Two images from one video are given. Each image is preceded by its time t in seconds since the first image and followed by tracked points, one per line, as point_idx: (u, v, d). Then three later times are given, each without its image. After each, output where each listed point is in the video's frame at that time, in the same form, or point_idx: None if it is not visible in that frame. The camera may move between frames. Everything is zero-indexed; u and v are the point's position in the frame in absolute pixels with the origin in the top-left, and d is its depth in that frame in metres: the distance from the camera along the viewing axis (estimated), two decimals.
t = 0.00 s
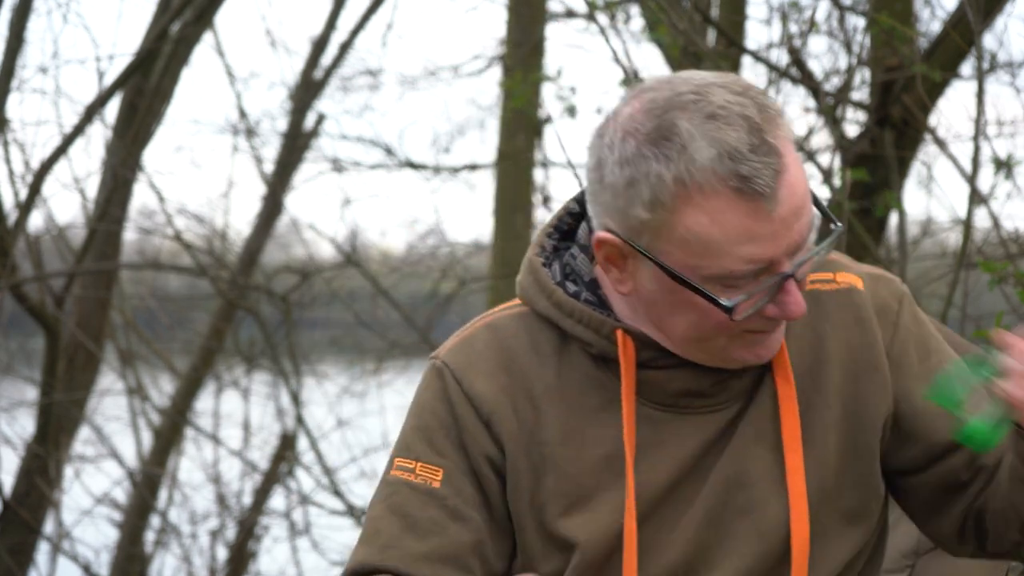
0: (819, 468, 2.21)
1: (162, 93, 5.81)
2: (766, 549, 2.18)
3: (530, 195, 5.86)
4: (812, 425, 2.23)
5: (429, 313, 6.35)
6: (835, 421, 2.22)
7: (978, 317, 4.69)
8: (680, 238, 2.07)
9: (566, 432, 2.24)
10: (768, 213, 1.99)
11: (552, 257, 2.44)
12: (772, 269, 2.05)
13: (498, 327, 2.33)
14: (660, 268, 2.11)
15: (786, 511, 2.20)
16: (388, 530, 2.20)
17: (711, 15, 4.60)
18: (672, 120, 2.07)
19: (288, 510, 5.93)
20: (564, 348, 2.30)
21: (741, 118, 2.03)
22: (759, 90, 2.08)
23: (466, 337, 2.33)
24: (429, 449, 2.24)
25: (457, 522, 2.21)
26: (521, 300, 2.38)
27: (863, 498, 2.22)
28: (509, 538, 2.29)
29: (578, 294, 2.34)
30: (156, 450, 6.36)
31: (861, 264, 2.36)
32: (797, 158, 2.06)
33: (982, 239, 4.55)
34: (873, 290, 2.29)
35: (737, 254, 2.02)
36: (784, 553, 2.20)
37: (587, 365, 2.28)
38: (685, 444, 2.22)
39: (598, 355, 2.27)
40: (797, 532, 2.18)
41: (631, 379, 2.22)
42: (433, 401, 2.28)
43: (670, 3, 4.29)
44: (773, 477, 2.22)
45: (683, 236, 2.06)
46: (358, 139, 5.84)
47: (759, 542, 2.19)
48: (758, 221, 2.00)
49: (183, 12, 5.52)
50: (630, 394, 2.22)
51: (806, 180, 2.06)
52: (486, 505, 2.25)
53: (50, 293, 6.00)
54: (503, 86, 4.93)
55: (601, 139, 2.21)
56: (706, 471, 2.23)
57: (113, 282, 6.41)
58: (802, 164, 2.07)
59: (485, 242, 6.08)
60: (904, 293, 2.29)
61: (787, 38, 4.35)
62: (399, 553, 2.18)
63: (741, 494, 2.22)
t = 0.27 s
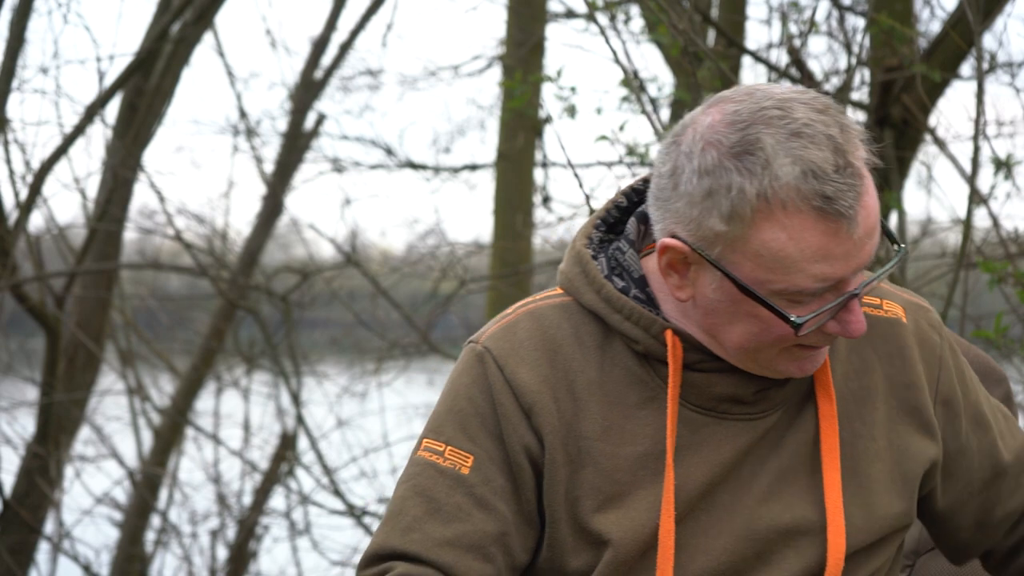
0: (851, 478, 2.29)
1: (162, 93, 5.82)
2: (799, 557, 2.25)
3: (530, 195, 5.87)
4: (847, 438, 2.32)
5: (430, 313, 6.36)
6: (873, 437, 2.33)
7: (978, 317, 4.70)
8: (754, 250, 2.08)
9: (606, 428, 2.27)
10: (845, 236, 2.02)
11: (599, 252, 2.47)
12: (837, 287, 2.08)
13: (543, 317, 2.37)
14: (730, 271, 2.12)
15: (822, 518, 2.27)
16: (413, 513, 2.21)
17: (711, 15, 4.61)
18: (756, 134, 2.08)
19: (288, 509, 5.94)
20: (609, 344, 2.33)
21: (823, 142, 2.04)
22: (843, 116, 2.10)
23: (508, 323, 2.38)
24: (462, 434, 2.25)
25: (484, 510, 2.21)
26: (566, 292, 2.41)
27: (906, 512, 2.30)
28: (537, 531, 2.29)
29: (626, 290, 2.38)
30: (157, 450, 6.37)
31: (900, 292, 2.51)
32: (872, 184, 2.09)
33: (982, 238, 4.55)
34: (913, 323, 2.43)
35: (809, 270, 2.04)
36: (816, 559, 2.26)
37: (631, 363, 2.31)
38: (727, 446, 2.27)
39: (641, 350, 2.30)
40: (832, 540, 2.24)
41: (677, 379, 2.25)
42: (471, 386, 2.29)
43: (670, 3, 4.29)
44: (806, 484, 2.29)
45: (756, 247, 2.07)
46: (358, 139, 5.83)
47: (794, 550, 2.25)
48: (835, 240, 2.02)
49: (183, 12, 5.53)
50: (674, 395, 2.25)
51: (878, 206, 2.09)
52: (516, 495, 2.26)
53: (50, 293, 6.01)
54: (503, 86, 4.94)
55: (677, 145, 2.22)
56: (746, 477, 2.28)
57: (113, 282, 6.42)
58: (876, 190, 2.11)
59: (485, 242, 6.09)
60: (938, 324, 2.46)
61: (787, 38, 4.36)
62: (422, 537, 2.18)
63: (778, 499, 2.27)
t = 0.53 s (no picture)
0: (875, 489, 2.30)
1: (162, 93, 5.82)
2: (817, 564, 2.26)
3: (530, 195, 5.87)
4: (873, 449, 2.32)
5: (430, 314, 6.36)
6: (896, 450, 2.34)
7: (978, 317, 4.71)
8: (788, 253, 2.07)
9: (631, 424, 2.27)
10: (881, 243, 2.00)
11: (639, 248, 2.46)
12: (870, 297, 2.06)
13: (577, 310, 2.37)
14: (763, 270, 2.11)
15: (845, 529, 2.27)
16: (442, 497, 2.22)
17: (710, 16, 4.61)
18: (799, 135, 2.08)
19: (288, 509, 5.94)
20: (641, 343, 2.33)
21: (867, 152, 2.03)
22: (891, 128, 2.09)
23: (544, 312, 2.38)
24: (493, 421, 2.26)
25: (512, 498, 2.22)
26: (603, 285, 2.41)
27: (929, 535, 2.33)
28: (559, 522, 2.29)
29: (662, 289, 2.37)
30: (157, 450, 6.37)
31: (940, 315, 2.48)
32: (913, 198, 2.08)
33: (982, 238, 4.56)
34: (947, 346, 2.40)
35: (841, 276, 2.04)
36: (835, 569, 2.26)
37: (660, 363, 2.31)
38: (749, 452, 2.26)
39: (672, 351, 2.30)
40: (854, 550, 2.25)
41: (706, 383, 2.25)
42: (504, 373, 2.30)
43: (669, 3, 4.30)
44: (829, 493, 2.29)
45: (791, 248, 2.07)
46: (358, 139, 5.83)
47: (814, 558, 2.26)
48: (869, 248, 2.01)
49: (183, 12, 5.53)
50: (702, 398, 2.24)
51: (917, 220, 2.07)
52: (542, 486, 2.26)
53: (50, 293, 6.01)
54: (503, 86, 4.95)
55: (721, 143, 2.22)
56: (769, 485, 2.28)
57: (113, 282, 6.43)
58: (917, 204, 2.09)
59: (486, 242, 6.09)
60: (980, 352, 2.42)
61: (787, 38, 4.36)
62: (449, 521, 2.20)
63: (801, 510, 2.27)
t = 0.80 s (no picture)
0: (891, 503, 2.07)
1: (162, 93, 5.83)
2: None
3: (530, 195, 5.87)
4: (891, 460, 2.09)
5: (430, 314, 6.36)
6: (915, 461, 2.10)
7: (978, 317, 4.71)
8: (745, 226, 1.82)
9: (642, 428, 2.04)
10: (837, 229, 1.73)
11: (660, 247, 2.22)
12: (829, 292, 1.78)
13: (593, 307, 2.12)
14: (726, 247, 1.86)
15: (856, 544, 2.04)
16: (455, 496, 1.99)
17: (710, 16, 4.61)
18: (787, 105, 1.84)
19: (288, 509, 5.94)
20: (654, 343, 2.10)
21: (846, 136, 1.79)
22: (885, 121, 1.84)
23: (560, 310, 2.13)
24: (506, 418, 2.02)
25: (524, 499, 1.99)
26: (618, 283, 2.17)
27: (945, 553, 2.09)
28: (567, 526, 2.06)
29: (679, 292, 2.12)
30: (157, 451, 6.37)
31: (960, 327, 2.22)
32: (897, 198, 1.79)
33: (981, 238, 4.56)
34: (972, 360, 2.15)
35: (792, 259, 1.77)
36: None
37: (673, 366, 2.08)
38: (761, 463, 2.04)
39: (680, 353, 2.08)
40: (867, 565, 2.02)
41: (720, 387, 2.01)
42: (518, 372, 2.06)
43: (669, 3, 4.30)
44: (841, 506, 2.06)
45: (747, 223, 1.81)
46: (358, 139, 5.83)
47: None
48: (826, 233, 1.74)
49: (183, 12, 5.53)
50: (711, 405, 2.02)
51: (898, 222, 1.78)
52: (557, 488, 2.03)
53: (50, 293, 6.01)
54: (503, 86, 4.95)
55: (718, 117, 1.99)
56: (783, 498, 2.04)
57: (113, 282, 6.43)
58: (901, 207, 1.80)
59: (486, 242, 6.09)
60: (1004, 368, 2.17)
61: (787, 38, 4.36)
62: (460, 521, 1.97)
63: (813, 525, 2.04)
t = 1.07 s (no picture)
0: (872, 493, 2.11)
1: (162, 93, 5.83)
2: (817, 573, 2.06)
3: (530, 195, 5.88)
4: (870, 450, 2.13)
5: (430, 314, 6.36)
6: (895, 450, 2.14)
7: (978, 317, 4.72)
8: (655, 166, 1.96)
9: (622, 427, 2.10)
10: (721, 161, 1.86)
11: (637, 246, 2.23)
12: (714, 228, 1.89)
13: (572, 313, 2.18)
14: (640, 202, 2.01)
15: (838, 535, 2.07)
16: (444, 506, 2.04)
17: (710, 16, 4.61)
18: (711, 64, 2.00)
19: (288, 509, 5.95)
20: (633, 346, 2.16)
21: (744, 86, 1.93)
22: (793, 81, 1.96)
23: (538, 317, 2.18)
24: (491, 427, 2.08)
25: (514, 504, 2.05)
26: (598, 287, 2.22)
27: (933, 540, 2.12)
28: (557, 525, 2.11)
29: (654, 290, 2.16)
30: (157, 451, 6.37)
31: (945, 313, 2.28)
32: (791, 143, 1.89)
33: (981, 238, 4.56)
34: (955, 347, 2.21)
35: (683, 193, 1.89)
36: None
37: (650, 366, 2.14)
38: (742, 457, 2.08)
39: (658, 353, 2.13)
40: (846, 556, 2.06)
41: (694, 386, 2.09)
42: (500, 380, 2.11)
43: (669, 3, 4.30)
44: (823, 497, 2.09)
45: (650, 169, 1.96)
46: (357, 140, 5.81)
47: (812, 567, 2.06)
48: (712, 164, 1.86)
49: (183, 12, 5.54)
50: (689, 404, 2.08)
51: (790, 164, 1.88)
52: (546, 491, 2.10)
53: (51, 293, 6.01)
54: (504, 87, 4.95)
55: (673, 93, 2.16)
56: (766, 490, 2.08)
57: (113, 282, 6.43)
58: (800, 154, 1.89)
59: (486, 242, 6.09)
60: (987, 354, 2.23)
61: (787, 38, 4.37)
62: (452, 530, 2.02)
63: (797, 517, 2.08)
